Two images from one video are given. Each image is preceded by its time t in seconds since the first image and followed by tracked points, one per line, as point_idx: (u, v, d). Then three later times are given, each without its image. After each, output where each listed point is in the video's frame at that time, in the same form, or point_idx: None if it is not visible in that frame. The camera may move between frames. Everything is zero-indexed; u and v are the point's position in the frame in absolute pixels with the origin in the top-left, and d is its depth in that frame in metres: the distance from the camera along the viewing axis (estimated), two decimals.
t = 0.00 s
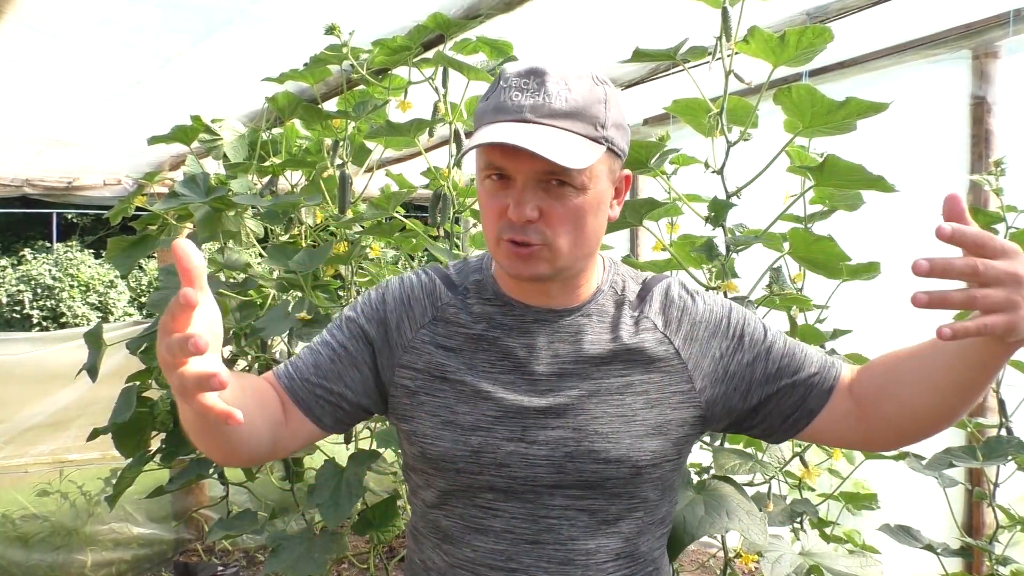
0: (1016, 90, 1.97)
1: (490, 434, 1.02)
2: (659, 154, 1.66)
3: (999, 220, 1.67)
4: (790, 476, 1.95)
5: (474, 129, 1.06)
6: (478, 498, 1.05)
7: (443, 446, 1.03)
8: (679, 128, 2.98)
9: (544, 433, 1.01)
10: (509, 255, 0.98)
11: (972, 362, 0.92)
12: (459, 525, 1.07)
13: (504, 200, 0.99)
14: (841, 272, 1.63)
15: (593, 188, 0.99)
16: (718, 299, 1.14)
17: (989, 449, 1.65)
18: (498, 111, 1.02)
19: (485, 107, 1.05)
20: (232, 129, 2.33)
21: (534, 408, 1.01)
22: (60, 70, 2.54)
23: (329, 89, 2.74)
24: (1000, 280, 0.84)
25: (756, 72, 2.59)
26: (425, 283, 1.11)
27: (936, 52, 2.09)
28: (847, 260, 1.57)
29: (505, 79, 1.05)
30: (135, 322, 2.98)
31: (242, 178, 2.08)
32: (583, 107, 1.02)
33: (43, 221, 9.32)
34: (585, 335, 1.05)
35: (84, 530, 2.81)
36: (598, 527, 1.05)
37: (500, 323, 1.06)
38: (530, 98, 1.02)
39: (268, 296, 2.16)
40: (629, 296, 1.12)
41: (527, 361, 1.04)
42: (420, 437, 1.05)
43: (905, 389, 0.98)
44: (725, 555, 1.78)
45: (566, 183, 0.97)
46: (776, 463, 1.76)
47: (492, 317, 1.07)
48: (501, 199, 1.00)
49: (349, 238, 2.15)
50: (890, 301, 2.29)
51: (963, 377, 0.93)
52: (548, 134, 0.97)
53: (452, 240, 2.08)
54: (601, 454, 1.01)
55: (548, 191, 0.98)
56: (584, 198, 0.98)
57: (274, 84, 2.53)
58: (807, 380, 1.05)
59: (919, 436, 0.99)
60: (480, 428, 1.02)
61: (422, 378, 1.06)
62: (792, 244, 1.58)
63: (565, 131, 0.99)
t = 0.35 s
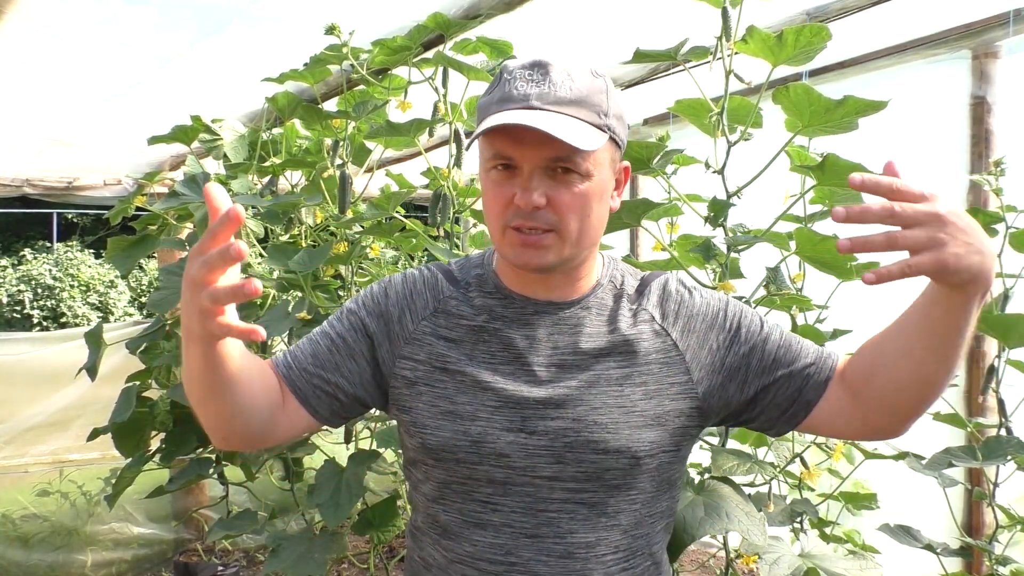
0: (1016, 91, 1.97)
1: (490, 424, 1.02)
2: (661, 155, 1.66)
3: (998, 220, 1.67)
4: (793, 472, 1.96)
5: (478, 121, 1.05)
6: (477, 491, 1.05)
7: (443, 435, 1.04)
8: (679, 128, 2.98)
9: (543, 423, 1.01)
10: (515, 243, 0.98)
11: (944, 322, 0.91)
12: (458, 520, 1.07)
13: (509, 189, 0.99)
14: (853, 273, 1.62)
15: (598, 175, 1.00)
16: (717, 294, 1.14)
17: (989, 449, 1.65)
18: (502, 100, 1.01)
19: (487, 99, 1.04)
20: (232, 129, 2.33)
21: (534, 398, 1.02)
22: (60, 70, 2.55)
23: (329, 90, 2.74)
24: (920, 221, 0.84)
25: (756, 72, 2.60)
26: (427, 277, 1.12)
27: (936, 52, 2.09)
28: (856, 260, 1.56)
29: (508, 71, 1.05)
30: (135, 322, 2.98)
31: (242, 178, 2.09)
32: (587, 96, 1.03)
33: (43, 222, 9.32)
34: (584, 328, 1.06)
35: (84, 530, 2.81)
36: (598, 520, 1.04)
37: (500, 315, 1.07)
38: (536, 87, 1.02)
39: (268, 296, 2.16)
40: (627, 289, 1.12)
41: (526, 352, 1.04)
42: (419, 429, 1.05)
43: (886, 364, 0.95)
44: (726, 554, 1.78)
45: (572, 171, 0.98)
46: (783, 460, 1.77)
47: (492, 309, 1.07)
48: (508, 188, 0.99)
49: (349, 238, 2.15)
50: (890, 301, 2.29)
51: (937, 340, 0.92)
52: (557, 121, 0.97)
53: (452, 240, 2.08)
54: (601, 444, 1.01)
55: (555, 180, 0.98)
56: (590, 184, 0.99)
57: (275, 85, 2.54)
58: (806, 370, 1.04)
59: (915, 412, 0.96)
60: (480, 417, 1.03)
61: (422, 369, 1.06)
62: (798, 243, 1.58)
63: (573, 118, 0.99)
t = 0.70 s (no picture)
0: (1016, 90, 1.97)
1: (491, 442, 1.02)
2: (660, 155, 1.67)
3: (998, 219, 1.67)
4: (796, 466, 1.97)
5: (484, 139, 1.03)
6: (479, 504, 1.05)
7: (443, 454, 1.04)
8: (679, 128, 2.98)
9: (544, 440, 1.01)
10: (519, 266, 0.97)
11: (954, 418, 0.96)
12: (462, 530, 1.07)
13: (514, 210, 0.97)
14: (850, 274, 1.62)
15: (606, 200, 0.98)
16: (718, 306, 1.12)
17: (989, 449, 1.65)
18: (512, 121, 1.00)
19: (496, 116, 1.03)
20: (232, 129, 2.34)
21: (533, 415, 1.01)
22: (59, 70, 2.55)
23: (329, 90, 2.74)
24: None
25: (755, 72, 2.60)
26: (419, 291, 1.09)
27: (936, 52, 2.08)
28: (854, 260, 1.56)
29: (518, 87, 1.03)
30: (135, 322, 2.98)
31: (242, 178, 2.09)
32: (599, 117, 1.02)
33: (43, 221, 9.33)
34: (585, 342, 1.04)
35: (84, 530, 2.81)
36: (599, 530, 1.05)
37: (500, 329, 1.04)
38: (547, 108, 1.00)
39: (268, 296, 2.16)
40: (629, 300, 1.09)
41: (527, 367, 1.03)
42: (420, 446, 1.06)
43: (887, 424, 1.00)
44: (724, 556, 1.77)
45: (580, 195, 0.96)
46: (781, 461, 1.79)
47: (492, 322, 1.05)
48: (513, 210, 0.97)
49: (349, 238, 2.15)
50: (890, 302, 2.29)
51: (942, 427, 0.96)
52: (568, 146, 0.96)
53: (452, 240, 2.08)
54: (602, 461, 1.01)
55: (562, 203, 0.97)
56: (598, 209, 0.97)
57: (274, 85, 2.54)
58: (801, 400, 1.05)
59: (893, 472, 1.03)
60: (480, 437, 1.02)
61: (421, 388, 1.05)
62: (797, 244, 1.58)
63: (584, 142, 0.98)
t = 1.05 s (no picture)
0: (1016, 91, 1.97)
1: (492, 428, 1.02)
2: (659, 155, 1.68)
3: (998, 219, 1.67)
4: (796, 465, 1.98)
5: (503, 127, 1.02)
6: (479, 494, 1.04)
7: (444, 441, 1.04)
8: (679, 128, 2.98)
9: (545, 427, 1.01)
10: (532, 252, 0.97)
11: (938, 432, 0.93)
12: (462, 520, 1.06)
13: (531, 197, 0.97)
14: (844, 273, 1.64)
15: (619, 191, 0.99)
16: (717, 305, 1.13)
17: (989, 449, 1.65)
18: (534, 109, 0.99)
19: (514, 104, 1.01)
20: (232, 129, 2.35)
21: (534, 402, 1.02)
22: (60, 70, 2.55)
23: (329, 90, 2.75)
24: (970, 373, 0.84)
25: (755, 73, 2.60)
26: (425, 282, 1.11)
27: (936, 52, 2.08)
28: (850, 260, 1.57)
29: (539, 80, 1.02)
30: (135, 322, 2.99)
31: (242, 178, 2.09)
32: (619, 111, 1.02)
33: (43, 222, 9.33)
34: (587, 330, 1.05)
35: (84, 530, 2.81)
36: (599, 521, 1.04)
37: (504, 316, 1.05)
38: (569, 97, 1.00)
39: (268, 296, 2.17)
40: (630, 292, 1.09)
41: (529, 355, 1.03)
42: (421, 433, 1.05)
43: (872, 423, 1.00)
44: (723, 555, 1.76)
45: (597, 185, 0.97)
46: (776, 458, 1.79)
47: (496, 310, 1.06)
48: (530, 196, 0.97)
49: (349, 238, 2.15)
50: (890, 302, 2.30)
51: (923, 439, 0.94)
52: (592, 135, 0.96)
53: (452, 239, 2.08)
54: (601, 448, 1.01)
55: (578, 190, 0.97)
56: (611, 199, 0.98)
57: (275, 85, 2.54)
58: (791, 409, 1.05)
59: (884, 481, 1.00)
60: (482, 422, 1.02)
61: (424, 376, 1.05)
62: (793, 244, 1.58)
63: (604, 133, 0.98)
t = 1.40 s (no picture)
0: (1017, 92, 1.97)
1: (499, 415, 1.01)
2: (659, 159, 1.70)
3: (998, 219, 1.67)
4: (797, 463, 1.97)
5: (529, 117, 1.01)
6: (480, 485, 1.02)
7: (451, 426, 1.02)
8: (679, 128, 2.98)
9: (551, 417, 1.00)
10: (547, 241, 0.96)
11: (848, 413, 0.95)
12: (463, 513, 1.04)
13: (551, 187, 0.97)
14: (846, 273, 1.63)
15: (637, 190, 1.00)
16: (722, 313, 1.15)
17: (989, 449, 1.65)
18: (563, 100, 0.98)
19: (542, 95, 1.01)
20: (232, 129, 2.35)
21: (542, 390, 1.01)
22: (59, 70, 2.54)
23: (329, 89, 2.75)
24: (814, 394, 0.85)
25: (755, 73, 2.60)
26: (442, 267, 1.11)
27: (935, 52, 2.08)
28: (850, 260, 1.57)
29: (570, 74, 1.03)
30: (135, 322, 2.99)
31: (242, 178, 2.09)
32: (644, 112, 1.02)
33: (43, 222, 9.34)
34: (597, 323, 1.05)
35: (84, 530, 2.81)
36: (601, 515, 1.03)
37: (516, 306, 1.05)
38: (598, 93, 0.99)
39: (269, 296, 2.17)
40: (640, 290, 1.11)
41: (538, 344, 1.03)
42: (428, 417, 1.03)
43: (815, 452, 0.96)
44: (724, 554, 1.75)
45: (617, 182, 0.98)
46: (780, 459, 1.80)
47: (506, 300, 1.06)
48: (550, 185, 0.97)
49: (349, 238, 2.15)
50: (891, 302, 2.29)
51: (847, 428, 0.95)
52: (618, 130, 0.96)
53: (452, 239, 2.08)
54: (606, 441, 1.01)
55: (598, 185, 0.97)
56: (629, 198, 0.99)
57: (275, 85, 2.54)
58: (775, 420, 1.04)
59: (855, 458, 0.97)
60: (489, 408, 1.01)
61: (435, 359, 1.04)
62: (793, 243, 1.58)
63: (629, 131, 0.98)
